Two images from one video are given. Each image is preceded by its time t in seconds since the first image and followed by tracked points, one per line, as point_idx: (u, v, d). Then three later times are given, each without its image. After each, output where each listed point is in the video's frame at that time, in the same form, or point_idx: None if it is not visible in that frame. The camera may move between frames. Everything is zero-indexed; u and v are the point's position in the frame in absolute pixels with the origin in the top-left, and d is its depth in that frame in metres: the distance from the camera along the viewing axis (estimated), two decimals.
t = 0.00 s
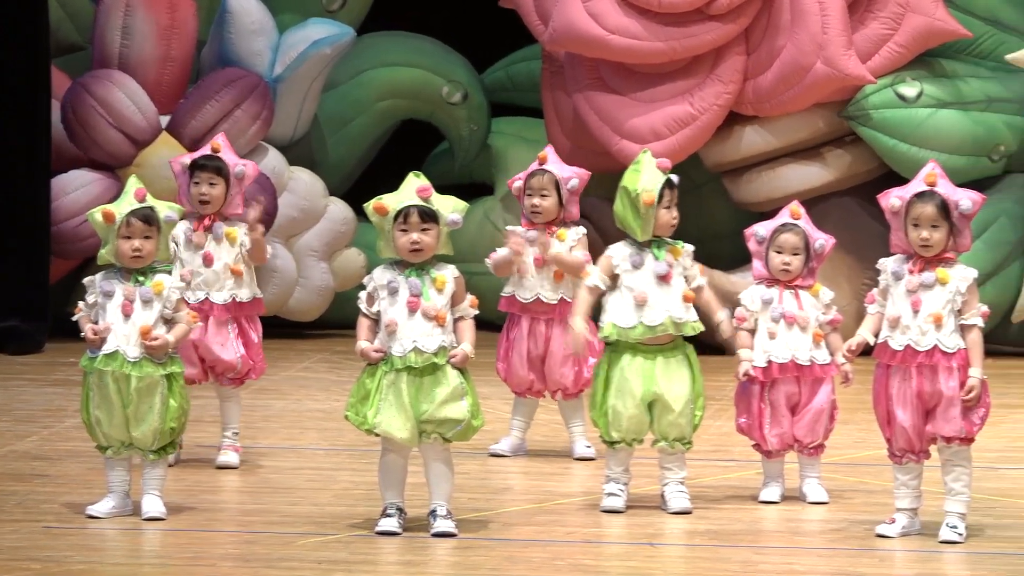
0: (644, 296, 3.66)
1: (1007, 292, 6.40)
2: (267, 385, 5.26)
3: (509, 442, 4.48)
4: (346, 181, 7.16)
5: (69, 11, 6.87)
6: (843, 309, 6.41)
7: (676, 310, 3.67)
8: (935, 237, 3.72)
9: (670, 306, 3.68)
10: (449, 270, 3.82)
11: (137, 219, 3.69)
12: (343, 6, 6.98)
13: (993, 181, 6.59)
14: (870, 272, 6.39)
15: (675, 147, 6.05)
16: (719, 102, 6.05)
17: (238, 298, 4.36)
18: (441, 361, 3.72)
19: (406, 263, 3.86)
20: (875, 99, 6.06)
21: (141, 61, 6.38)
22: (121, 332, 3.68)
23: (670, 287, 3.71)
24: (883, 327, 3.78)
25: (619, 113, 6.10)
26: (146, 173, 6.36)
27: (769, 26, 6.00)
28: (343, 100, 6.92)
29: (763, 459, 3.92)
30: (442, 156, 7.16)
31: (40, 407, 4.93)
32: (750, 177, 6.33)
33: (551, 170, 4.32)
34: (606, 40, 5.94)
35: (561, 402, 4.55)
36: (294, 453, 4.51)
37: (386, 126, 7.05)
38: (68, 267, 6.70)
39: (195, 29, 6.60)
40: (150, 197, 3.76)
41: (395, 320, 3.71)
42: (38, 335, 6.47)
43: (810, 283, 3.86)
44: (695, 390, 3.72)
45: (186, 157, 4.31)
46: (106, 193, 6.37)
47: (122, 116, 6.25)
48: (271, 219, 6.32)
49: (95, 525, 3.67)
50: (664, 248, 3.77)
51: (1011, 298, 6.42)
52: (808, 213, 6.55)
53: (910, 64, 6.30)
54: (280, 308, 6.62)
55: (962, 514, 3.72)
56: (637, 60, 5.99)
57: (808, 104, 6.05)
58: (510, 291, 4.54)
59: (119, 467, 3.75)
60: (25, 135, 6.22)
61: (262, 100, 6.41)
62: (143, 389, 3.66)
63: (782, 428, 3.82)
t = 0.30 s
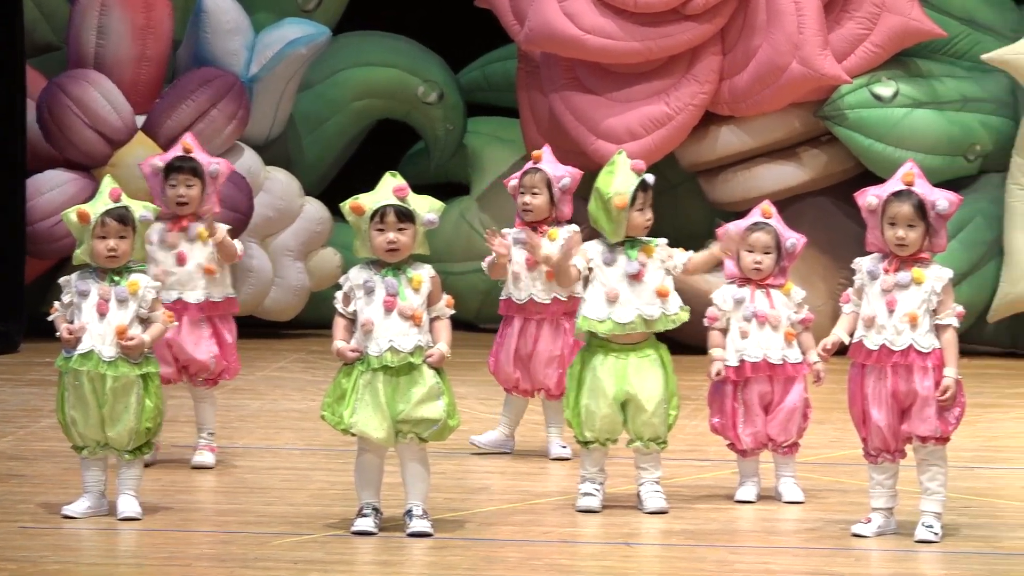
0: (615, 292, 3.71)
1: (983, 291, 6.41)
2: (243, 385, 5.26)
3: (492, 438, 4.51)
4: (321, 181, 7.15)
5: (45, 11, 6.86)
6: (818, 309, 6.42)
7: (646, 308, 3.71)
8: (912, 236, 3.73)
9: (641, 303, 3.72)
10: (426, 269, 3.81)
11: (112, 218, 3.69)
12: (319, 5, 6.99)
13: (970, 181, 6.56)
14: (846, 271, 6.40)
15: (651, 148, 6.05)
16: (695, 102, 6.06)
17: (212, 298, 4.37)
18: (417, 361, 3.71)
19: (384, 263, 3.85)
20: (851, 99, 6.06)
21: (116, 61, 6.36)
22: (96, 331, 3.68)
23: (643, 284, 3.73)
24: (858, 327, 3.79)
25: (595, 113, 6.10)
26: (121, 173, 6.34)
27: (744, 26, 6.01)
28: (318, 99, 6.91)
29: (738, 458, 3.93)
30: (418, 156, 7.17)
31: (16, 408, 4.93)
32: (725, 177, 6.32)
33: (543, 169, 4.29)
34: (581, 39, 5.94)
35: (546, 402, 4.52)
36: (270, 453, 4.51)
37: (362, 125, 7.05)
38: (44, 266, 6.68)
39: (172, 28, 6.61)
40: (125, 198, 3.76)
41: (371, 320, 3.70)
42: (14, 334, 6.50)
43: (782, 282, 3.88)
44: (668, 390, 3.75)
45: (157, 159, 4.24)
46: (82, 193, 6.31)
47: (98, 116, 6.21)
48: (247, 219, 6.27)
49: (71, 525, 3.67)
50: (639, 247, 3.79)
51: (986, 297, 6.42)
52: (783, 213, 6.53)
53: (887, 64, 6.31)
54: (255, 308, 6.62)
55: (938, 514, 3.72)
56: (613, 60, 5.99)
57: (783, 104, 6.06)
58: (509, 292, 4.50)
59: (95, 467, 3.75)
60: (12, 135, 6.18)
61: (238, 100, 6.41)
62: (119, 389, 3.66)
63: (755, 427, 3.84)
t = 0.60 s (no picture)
0: (584, 289, 3.73)
1: (953, 291, 6.41)
2: (213, 384, 5.25)
3: (464, 440, 4.49)
4: (291, 181, 7.06)
5: (14, 9, 6.79)
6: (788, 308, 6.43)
7: (615, 305, 3.73)
8: (882, 236, 3.73)
9: (610, 301, 3.74)
10: (398, 270, 3.79)
11: (83, 218, 3.69)
12: (290, 4, 6.84)
13: (940, 180, 6.53)
14: (816, 271, 6.40)
15: (621, 148, 6.05)
16: (666, 101, 6.05)
17: (154, 297, 4.38)
18: (388, 361, 3.71)
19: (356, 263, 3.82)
20: (822, 98, 6.05)
21: (86, 62, 6.16)
22: (67, 332, 3.68)
23: (613, 283, 3.75)
24: (828, 326, 3.80)
25: (566, 113, 6.09)
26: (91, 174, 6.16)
27: (715, 26, 6.02)
28: (288, 99, 6.84)
29: (710, 457, 3.93)
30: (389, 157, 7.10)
31: None
32: (697, 177, 6.31)
33: (498, 169, 4.31)
34: (552, 39, 5.93)
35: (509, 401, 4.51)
36: (241, 453, 4.51)
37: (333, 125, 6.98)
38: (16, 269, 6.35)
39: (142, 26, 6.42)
40: (95, 198, 3.78)
41: (343, 319, 3.70)
42: None
43: (755, 283, 3.87)
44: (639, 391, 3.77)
45: (105, 158, 4.31)
46: (53, 193, 6.00)
47: (69, 116, 5.99)
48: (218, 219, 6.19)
49: (41, 525, 3.67)
50: (607, 247, 3.80)
51: (956, 297, 6.44)
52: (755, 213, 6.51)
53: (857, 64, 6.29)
54: (224, 307, 6.56)
55: (907, 513, 3.72)
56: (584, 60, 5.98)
57: (753, 104, 6.06)
58: (465, 292, 4.53)
59: (65, 467, 3.75)
60: None
61: (209, 99, 6.24)
62: (90, 389, 3.66)
63: (725, 426, 3.85)
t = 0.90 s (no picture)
0: (554, 283, 3.74)
1: (924, 291, 6.46)
2: (185, 385, 5.25)
3: (435, 441, 4.51)
4: (264, 180, 7.07)
5: None
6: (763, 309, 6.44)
7: (585, 296, 3.73)
8: (854, 235, 3.74)
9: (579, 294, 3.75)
10: (370, 269, 3.78)
11: (54, 219, 3.69)
12: (261, 4, 6.84)
13: (911, 181, 6.55)
14: (789, 270, 6.40)
15: (593, 148, 6.05)
16: (637, 101, 6.05)
17: (126, 296, 4.36)
18: (360, 361, 3.70)
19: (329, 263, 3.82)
20: (793, 98, 6.07)
21: (57, 61, 6.08)
22: (38, 332, 3.67)
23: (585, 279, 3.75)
24: (801, 326, 3.79)
25: (537, 113, 6.09)
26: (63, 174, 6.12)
27: (686, 26, 6.02)
28: (260, 99, 6.81)
29: (683, 457, 3.93)
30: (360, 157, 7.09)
31: None
32: (668, 177, 6.33)
33: (458, 168, 4.39)
34: (523, 39, 5.93)
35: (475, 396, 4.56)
36: (212, 453, 4.51)
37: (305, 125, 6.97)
38: None
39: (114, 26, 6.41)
40: (67, 198, 3.77)
41: (315, 319, 3.69)
42: None
43: (742, 284, 3.86)
44: (610, 391, 3.76)
45: (78, 158, 4.28)
46: (23, 193, 5.96)
47: (40, 116, 5.94)
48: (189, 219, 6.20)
49: (12, 525, 3.67)
50: (578, 249, 3.79)
51: (927, 296, 6.48)
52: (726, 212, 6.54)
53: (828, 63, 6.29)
54: (196, 307, 6.57)
55: (879, 513, 3.72)
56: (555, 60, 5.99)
57: (724, 104, 6.08)
58: (422, 287, 4.59)
59: (36, 467, 3.75)
60: None
61: (180, 99, 6.25)
62: (61, 389, 3.66)
63: (705, 426, 3.84)
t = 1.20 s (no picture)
0: (531, 279, 3.70)
1: (897, 291, 6.51)
2: (158, 385, 5.25)
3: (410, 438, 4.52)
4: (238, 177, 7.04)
5: None
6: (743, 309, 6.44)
7: (561, 292, 3.71)
8: (829, 234, 3.73)
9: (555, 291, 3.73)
10: (343, 269, 3.79)
11: (27, 219, 3.68)
12: (235, 5, 6.86)
13: (885, 180, 6.59)
14: (762, 271, 6.44)
15: (566, 148, 6.07)
16: (611, 101, 6.05)
17: (136, 292, 4.39)
18: (333, 360, 3.70)
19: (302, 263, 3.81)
20: (767, 98, 6.08)
21: (30, 61, 6.05)
22: (11, 332, 3.66)
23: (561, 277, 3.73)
24: (774, 324, 3.79)
25: (510, 112, 6.10)
26: (36, 172, 6.03)
27: (659, 26, 6.02)
28: (234, 99, 6.81)
29: (654, 459, 3.93)
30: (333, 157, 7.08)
31: None
32: (641, 177, 6.33)
33: (444, 171, 4.39)
34: (498, 39, 5.93)
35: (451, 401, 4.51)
36: (185, 453, 4.51)
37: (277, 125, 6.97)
38: None
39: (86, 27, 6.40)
40: (41, 198, 3.75)
41: (288, 319, 3.68)
42: None
43: (704, 285, 3.87)
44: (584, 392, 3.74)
45: (75, 158, 4.25)
46: None
47: (13, 116, 5.92)
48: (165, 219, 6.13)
49: None
50: (554, 245, 3.77)
51: (900, 296, 6.53)
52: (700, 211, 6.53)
53: (802, 63, 6.31)
54: (170, 307, 6.52)
55: (853, 512, 3.73)
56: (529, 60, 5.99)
57: (698, 104, 6.08)
58: (419, 293, 4.56)
59: (9, 467, 3.75)
60: None
61: (153, 99, 6.22)
62: (35, 389, 3.66)
63: (671, 428, 3.84)
